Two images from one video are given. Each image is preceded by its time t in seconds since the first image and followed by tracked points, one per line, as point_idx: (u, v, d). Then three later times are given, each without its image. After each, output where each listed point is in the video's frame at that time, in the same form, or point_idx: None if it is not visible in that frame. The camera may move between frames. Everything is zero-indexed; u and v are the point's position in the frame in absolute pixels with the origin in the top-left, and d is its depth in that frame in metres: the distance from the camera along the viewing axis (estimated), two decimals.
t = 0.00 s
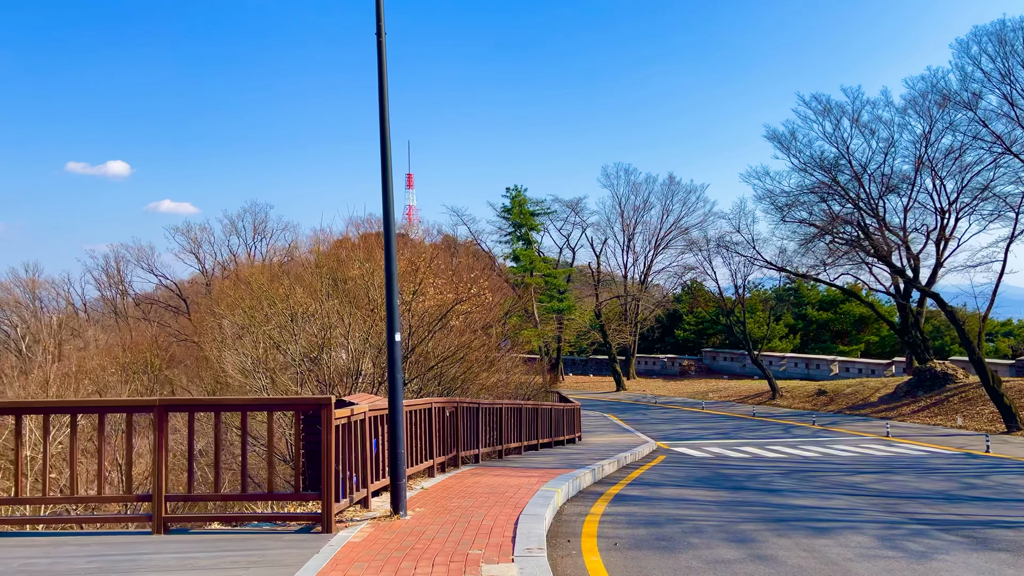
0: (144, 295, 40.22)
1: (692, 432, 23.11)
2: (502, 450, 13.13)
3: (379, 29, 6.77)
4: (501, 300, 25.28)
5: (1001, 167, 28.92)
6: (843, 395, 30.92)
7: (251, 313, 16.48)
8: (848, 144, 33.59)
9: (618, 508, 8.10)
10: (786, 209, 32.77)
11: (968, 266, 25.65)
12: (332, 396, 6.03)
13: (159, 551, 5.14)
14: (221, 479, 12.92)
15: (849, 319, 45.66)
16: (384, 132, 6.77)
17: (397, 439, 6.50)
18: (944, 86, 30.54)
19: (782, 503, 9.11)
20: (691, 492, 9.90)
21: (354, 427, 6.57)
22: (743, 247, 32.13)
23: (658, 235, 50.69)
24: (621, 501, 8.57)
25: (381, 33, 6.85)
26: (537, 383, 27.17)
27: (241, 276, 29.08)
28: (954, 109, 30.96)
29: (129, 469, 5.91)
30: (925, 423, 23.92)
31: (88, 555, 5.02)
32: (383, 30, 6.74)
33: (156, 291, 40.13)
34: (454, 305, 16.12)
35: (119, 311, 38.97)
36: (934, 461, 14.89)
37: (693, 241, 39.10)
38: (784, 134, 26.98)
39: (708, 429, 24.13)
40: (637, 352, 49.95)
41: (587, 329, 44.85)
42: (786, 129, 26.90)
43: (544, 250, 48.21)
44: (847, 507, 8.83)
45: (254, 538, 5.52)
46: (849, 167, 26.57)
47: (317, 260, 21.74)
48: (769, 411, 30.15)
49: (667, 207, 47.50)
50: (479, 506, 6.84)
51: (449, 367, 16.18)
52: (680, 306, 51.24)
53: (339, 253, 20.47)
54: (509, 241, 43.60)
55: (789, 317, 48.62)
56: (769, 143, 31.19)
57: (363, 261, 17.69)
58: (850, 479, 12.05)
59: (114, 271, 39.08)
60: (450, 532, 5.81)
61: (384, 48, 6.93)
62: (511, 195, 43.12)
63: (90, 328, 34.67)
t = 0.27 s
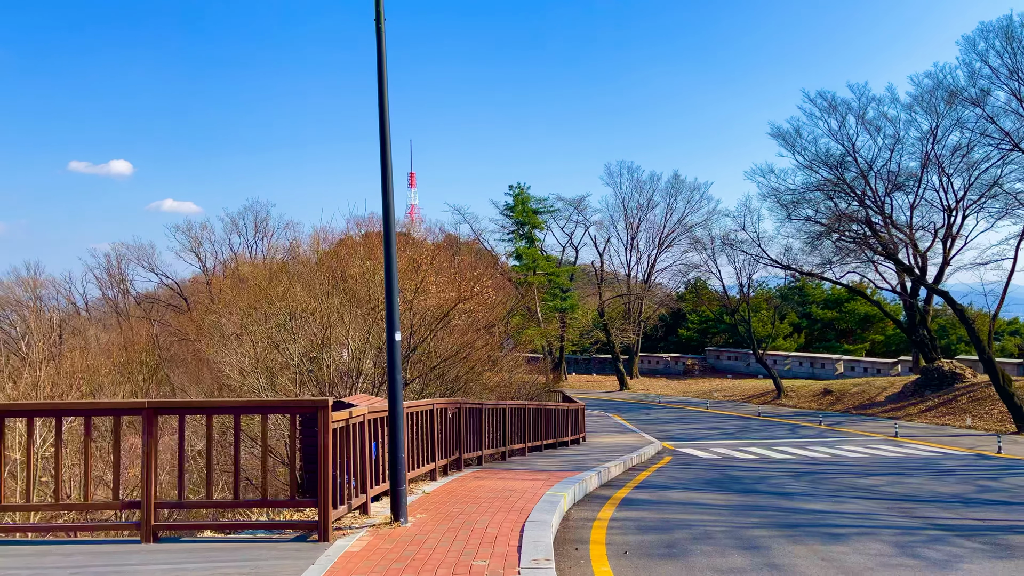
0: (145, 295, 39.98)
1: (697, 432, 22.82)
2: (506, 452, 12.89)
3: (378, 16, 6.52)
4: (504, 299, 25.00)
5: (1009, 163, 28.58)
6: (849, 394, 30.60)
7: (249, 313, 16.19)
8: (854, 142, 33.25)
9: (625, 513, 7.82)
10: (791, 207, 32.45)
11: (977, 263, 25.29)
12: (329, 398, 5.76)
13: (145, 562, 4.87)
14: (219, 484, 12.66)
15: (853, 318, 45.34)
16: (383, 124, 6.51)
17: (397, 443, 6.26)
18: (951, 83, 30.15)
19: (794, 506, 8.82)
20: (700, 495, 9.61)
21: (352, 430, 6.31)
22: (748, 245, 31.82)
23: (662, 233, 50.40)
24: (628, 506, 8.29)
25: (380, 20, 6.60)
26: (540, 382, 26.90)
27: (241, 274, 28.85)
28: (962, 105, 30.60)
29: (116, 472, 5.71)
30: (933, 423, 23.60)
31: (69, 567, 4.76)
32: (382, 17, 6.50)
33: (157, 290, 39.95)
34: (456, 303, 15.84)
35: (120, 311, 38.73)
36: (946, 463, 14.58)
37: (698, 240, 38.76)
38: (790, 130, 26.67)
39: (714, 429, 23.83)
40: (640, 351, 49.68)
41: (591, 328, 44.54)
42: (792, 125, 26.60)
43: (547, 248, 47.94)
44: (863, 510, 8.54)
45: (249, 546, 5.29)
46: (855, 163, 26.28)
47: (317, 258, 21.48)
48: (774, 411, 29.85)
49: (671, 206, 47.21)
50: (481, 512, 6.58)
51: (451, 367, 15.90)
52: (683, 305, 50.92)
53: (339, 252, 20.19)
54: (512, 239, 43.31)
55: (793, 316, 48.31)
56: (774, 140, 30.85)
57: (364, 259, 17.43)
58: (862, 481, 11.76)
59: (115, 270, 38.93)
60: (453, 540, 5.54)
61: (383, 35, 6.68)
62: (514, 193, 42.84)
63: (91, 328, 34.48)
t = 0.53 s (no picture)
0: (145, 294, 39.80)
1: (700, 433, 22.59)
2: (508, 454, 12.68)
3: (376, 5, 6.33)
4: (505, 298, 24.79)
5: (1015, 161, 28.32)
6: (853, 394, 30.37)
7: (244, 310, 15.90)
8: (858, 140, 33.02)
9: (629, 517, 7.59)
10: (795, 205, 32.21)
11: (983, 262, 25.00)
12: (324, 401, 5.57)
13: (129, 572, 4.66)
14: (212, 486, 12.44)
15: (856, 318, 45.10)
16: (381, 118, 6.30)
17: (395, 447, 6.07)
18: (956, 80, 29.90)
19: (803, 510, 8.58)
20: (706, 498, 9.38)
21: (350, 433, 6.11)
22: (751, 243, 31.59)
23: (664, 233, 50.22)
24: (632, 510, 8.06)
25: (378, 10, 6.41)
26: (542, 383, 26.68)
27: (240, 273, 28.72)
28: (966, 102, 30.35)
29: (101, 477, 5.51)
30: (939, 423, 23.36)
31: None
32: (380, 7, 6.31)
33: (157, 289, 39.84)
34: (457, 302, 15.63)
35: (120, 310, 38.53)
36: (955, 464, 14.34)
37: (700, 238, 38.52)
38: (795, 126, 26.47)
39: (717, 430, 23.60)
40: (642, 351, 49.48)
41: (592, 327, 44.32)
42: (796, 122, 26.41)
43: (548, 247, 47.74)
44: (873, 514, 8.30)
45: (240, 555, 5.08)
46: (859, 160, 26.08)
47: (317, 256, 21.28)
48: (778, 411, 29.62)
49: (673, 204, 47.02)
50: (483, 518, 6.36)
51: (452, 367, 15.70)
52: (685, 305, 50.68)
53: (339, 250, 19.99)
54: (513, 237, 43.11)
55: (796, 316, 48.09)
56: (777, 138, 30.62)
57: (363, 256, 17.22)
58: (870, 484, 11.52)
59: (115, 270, 38.82)
60: (452, 549, 5.33)
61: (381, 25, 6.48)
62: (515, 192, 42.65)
63: (91, 327, 34.37)
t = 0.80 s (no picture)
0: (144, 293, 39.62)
1: (702, 432, 22.36)
2: (508, 454, 12.44)
3: None
4: (506, 296, 24.57)
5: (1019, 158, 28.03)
6: (856, 394, 30.14)
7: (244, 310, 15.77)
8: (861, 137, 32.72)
9: (632, 519, 7.33)
10: (797, 203, 31.95)
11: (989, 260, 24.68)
12: (315, 401, 5.32)
13: None
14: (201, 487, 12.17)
15: (858, 317, 44.86)
16: (376, 107, 6.04)
17: (391, 449, 5.84)
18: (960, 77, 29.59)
19: (811, 512, 8.32)
20: (711, 500, 9.13)
21: (343, 433, 5.87)
22: (754, 241, 31.34)
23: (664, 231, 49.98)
24: (635, 512, 7.81)
25: None
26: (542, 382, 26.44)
27: (238, 271, 28.51)
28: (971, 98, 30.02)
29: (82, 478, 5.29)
30: (944, 423, 23.11)
31: None
32: None
33: (155, 287, 39.63)
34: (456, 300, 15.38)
35: (118, 308, 38.35)
36: (963, 465, 14.07)
37: (701, 237, 38.28)
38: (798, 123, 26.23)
39: (719, 429, 23.36)
40: (642, 349, 49.27)
41: (593, 326, 44.11)
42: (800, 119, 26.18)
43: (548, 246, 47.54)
44: (884, 516, 8.03)
45: (227, 563, 4.83)
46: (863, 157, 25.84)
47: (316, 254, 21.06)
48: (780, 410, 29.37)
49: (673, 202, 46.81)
50: (481, 521, 6.12)
51: (451, 365, 15.46)
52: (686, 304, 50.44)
53: (337, 247, 19.77)
54: (513, 236, 42.88)
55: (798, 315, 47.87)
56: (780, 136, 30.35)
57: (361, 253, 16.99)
58: (877, 485, 11.26)
59: (113, 268, 38.62)
60: (450, 554, 5.08)
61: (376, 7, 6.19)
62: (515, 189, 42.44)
63: (89, 326, 34.19)
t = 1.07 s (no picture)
0: (141, 293, 39.38)
1: (704, 433, 22.15)
2: (508, 457, 12.22)
3: None
4: (505, 296, 24.36)
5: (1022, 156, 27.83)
6: (858, 394, 29.94)
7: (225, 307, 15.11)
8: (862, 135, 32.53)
9: (637, 527, 7.11)
10: (799, 202, 31.74)
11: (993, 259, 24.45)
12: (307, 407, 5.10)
13: None
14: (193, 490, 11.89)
15: (859, 317, 44.69)
16: (370, 99, 5.83)
17: (387, 457, 5.61)
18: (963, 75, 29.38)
19: (820, 518, 8.09)
20: (716, 505, 8.91)
21: (337, 439, 5.65)
22: (755, 241, 31.12)
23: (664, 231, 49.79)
24: (639, 519, 7.59)
25: None
26: (542, 383, 26.22)
27: (235, 271, 28.28)
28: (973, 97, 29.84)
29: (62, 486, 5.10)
30: (948, 424, 22.88)
31: None
32: None
33: (153, 287, 39.42)
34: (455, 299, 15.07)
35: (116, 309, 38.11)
36: (969, 467, 13.86)
37: (701, 236, 38.08)
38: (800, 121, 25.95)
39: (721, 430, 23.15)
40: (642, 349, 49.06)
41: (592, 326, 43.90)
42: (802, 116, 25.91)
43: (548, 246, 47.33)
44: (895, 523, 7.80)
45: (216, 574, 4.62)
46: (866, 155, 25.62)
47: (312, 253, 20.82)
48: (781, 411, 29.18)
49: (673, 202, 46.63)
50: (480, 530, 5.90)
51: (450, 366, 15.24)
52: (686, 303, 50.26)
53: (334, 247, 19.53)
54: (512, 235, 42.67)
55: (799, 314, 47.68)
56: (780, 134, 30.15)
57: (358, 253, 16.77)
58: (885, 488, 11.05)
59: (110, 268, 38.41)
60: (448, 566, 4.85)
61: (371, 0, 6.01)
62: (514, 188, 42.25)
63: (85, 327, 33.94)
